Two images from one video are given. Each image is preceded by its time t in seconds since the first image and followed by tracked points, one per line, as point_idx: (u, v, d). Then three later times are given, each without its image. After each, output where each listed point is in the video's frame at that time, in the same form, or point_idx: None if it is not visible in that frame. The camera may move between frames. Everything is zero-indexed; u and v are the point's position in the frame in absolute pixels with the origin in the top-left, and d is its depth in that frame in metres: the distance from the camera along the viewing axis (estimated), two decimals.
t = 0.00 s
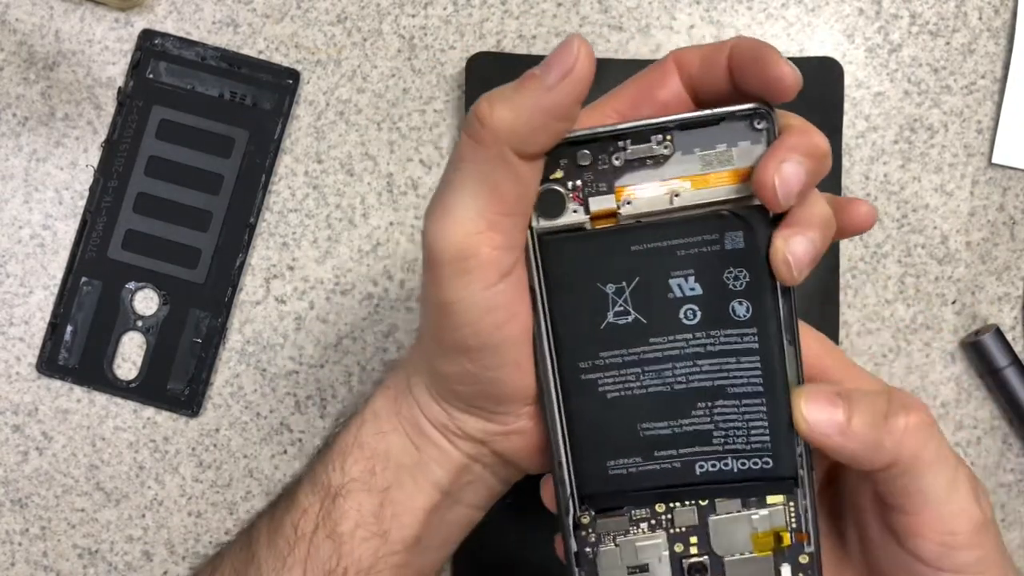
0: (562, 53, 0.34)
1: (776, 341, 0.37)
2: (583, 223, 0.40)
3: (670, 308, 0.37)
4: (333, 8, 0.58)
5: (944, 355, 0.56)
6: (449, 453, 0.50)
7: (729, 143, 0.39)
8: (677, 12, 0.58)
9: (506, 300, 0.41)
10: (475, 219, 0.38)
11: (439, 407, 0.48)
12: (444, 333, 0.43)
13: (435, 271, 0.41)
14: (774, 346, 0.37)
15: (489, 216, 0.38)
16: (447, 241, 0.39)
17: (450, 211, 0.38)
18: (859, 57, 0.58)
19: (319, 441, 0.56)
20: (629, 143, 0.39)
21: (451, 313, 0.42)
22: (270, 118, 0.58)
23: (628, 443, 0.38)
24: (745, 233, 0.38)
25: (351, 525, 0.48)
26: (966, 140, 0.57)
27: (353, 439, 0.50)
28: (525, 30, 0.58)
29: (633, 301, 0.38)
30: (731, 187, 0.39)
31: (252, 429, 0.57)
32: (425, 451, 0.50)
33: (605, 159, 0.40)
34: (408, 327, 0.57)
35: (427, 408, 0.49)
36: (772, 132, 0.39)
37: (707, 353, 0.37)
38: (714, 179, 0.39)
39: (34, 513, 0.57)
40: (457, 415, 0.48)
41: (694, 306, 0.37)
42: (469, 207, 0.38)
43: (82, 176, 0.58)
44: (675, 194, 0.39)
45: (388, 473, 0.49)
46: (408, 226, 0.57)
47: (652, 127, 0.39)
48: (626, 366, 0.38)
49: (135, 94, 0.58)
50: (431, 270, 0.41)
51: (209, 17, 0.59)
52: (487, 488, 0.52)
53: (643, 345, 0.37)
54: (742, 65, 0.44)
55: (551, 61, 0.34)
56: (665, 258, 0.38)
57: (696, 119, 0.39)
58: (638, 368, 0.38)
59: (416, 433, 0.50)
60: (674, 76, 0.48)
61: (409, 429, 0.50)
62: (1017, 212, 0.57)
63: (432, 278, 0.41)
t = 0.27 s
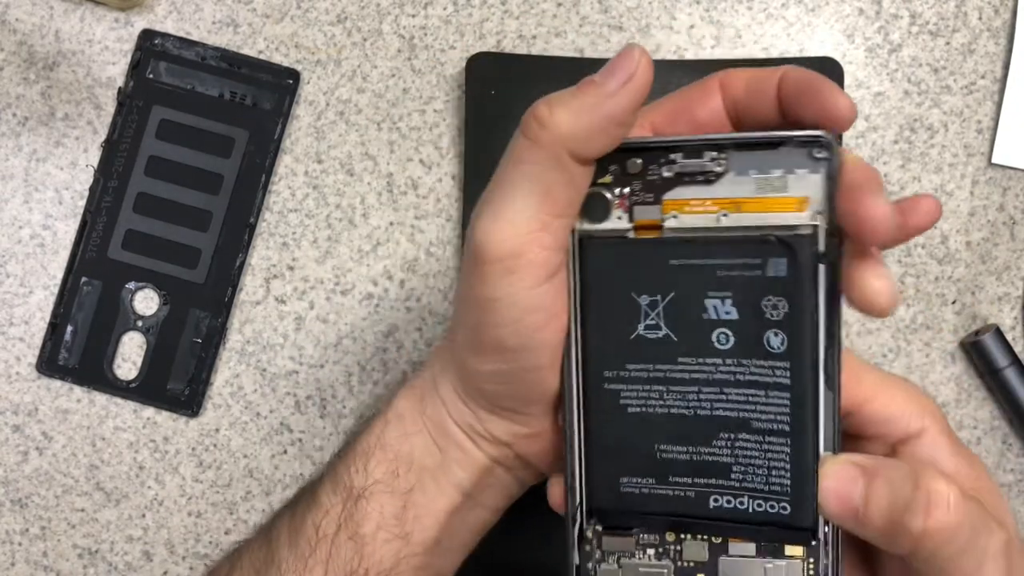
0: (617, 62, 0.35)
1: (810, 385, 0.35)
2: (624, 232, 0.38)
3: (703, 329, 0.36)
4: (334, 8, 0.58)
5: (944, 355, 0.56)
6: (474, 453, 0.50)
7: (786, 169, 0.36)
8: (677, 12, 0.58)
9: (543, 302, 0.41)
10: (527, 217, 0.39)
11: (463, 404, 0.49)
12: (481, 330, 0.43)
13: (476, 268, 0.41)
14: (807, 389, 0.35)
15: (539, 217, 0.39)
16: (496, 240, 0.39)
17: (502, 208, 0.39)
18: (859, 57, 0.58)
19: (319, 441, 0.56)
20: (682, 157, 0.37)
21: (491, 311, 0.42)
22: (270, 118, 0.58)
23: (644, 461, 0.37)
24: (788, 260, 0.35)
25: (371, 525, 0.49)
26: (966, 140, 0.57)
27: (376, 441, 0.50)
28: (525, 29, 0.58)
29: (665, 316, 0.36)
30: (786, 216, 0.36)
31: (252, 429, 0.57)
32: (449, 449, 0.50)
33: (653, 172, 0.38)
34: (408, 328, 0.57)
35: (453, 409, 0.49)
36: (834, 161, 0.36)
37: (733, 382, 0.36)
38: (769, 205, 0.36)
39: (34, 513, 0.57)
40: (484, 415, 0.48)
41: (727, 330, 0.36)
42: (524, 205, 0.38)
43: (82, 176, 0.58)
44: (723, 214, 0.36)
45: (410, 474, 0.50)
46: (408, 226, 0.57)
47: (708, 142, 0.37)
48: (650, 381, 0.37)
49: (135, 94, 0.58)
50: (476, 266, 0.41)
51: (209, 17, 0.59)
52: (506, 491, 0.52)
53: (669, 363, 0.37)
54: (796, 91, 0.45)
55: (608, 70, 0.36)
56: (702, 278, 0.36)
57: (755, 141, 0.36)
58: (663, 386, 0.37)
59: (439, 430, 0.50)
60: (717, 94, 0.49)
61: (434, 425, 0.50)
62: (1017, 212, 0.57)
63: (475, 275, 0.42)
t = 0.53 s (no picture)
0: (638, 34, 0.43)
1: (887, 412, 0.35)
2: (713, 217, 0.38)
3: (762, 335, 0.37)
4: (334, 8, 0.58)
5: (944, 355, 0.56)
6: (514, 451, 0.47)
7: (895, 188, 0.35)
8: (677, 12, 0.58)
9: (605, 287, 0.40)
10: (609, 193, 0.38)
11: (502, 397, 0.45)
12: (533, 309, 0.42)
13: (533, 250, 0.41)
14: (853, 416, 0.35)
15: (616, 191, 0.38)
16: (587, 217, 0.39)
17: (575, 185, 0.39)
18: (859, 58, 0.58)
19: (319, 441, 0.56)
20: (786, 153, 0.37)
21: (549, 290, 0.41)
22: (270, 118, 0.58)
23: (677, 447, 0.39)
24: (866, 285, 0.35)
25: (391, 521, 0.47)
26: (966, 140, 0.57)
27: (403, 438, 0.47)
28: (525, 29, 0.58)
29: (728, 309, 0.38)
30: (886, 242, 0.35)
31: (252, 429, 0.57)
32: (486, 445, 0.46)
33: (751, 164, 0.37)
34: (408, 328, 0.57)
35: (499, 400, 0.45)
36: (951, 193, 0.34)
37: (780, 393, 0.36)
38: (869, 224, 0.35)
39: (34, 513, 0.57)
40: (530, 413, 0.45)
41: (785, 339, 0.36)
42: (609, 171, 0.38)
43: (82, 176, 0.58)
44: (815, 221, 0.36)
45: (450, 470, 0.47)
46: (408, 226, 0.57)
47: (807, 140, 0.36)
48: (700, 370, 0.38)
49: (135, 94, 0.58)
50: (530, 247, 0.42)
51: (209, 17, 0.59)
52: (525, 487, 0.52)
53: (722, 359, 0.38)
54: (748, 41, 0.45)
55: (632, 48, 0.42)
56: (777, 279, 0.37)
57: (862, 150, 0.35)
58: (711, 377, 0.38)
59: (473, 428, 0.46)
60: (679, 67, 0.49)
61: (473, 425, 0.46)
62: (1017, 212, 0.57)
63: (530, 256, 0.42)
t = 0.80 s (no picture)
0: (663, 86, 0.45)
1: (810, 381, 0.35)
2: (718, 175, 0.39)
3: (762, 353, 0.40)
4: (333, 8, 0.58)
5: (944, 355, 0.56)
6: (518, 567, 0.38)
7: (830, 144, 0.32)
8: (677, 12, 0.58)
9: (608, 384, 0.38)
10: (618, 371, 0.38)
11: (507, 495, 0.37)
12: (533, 395, 0.38)
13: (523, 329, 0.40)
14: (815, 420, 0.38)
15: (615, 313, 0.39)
16: (571, 301, 0.39)
17: (574, 276, 0.39)
18: (859, 57, 0.58)
19: (319, 441, 0.57)
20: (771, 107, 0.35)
21: (548, 376, 0.38)
22: (270, 118, 0.58)
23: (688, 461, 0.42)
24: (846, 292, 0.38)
25: None
26: (966, 140, 0.57)
27: (406, 527, 0.39)
28: (525, 29, 0.58)
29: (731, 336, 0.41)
30: (819, 196, 0.32)
31: (252, 429, 0.57)
32: (484, 542, 0.37)
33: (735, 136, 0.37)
34: (408, 328, 0.57)
35: (499, 509, 0.37)
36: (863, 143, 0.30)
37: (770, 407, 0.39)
38: (811, 179, 0.33)
39: (34, 513, 0.57)
40: (541, 525, 0.37)
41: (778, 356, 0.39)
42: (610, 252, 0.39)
43: (82, 176, 0.58)
44: (785, 174, 0.34)
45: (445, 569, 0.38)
46: (408, 226, 0.57)
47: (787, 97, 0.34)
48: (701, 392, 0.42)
49: (135, 94, 0.58)
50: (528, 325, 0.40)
51: (209, 17, 0.59)
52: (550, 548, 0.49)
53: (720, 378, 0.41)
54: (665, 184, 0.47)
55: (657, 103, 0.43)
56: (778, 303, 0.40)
57: (818, 105, 0.32)
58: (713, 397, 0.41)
59: (466, 522, 0.38)
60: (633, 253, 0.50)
61: (466, 533, 0.38)
62: (1017, 212, 0.57)
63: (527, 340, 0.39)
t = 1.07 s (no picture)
0: (663, 140, 0.44)
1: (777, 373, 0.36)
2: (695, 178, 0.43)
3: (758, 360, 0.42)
4: (334, 8, 0.58)
5: (943, 355, 0.56)
6: (485, 564, 0.40)
7: (785, 137, 0.35)
8: (677, 12, 0.58)
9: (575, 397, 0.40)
10: (589, 376, 0.40)
11: (473, 499, 0.40)
12: (501, 407, 0.39)
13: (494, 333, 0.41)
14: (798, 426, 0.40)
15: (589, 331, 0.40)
16: (542, 316, 0.40)
17: (548, 291, 0.41)
18: (859, 58, 0.58)
19: (319, 440, 0.57)
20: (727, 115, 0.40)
21: (519, 389, 0.39)
22: (270, 118, 0.58)
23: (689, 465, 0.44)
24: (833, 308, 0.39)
25: None
26: (966, 140, 0.57)
27: (375, 511, 0.43)
28: (525, 30, 0.58)
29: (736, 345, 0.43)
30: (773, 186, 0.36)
31: (252, 429, 0.57)
32: (452, 538, 0.40)
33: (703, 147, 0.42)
34: (408, 328, 0.57)
35: (466, 510, 0.40)
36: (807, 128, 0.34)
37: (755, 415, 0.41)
38: (769, 173, 0.36)
39: (34, 513, 0.57)
40: (506, 527, 0.39)
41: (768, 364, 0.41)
42: (586, 272, 0.41)
43: (83, 176, 0.58)
44: (746, 172, 0.38)
45: (413, 562, 0.41)
46: (408, 226, 0.57)
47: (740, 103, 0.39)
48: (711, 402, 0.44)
49: (135, 94, 0.58)
50: (502, 334, 0.41)
51: (209, 17, 0.59)
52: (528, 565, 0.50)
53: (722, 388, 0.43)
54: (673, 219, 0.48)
55: (657, 164, 0.43)
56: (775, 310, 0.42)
57: (772, 103, 0.36)
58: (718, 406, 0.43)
59: (433, 520, 0.41)
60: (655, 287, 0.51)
61: (434, 530, 0.41)
62: (1017, 212, 0.57)
63: (500, 345, 0.41)
